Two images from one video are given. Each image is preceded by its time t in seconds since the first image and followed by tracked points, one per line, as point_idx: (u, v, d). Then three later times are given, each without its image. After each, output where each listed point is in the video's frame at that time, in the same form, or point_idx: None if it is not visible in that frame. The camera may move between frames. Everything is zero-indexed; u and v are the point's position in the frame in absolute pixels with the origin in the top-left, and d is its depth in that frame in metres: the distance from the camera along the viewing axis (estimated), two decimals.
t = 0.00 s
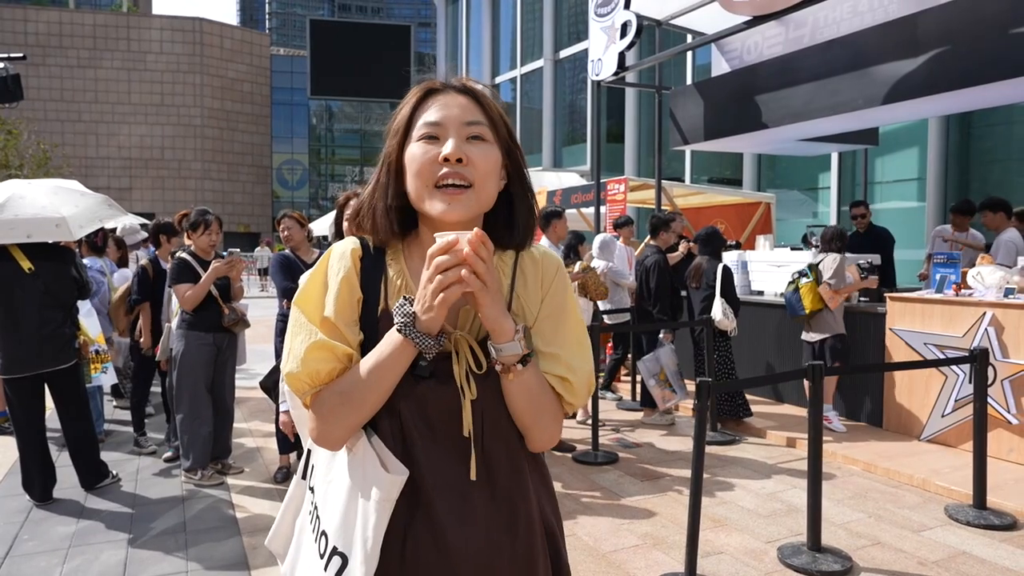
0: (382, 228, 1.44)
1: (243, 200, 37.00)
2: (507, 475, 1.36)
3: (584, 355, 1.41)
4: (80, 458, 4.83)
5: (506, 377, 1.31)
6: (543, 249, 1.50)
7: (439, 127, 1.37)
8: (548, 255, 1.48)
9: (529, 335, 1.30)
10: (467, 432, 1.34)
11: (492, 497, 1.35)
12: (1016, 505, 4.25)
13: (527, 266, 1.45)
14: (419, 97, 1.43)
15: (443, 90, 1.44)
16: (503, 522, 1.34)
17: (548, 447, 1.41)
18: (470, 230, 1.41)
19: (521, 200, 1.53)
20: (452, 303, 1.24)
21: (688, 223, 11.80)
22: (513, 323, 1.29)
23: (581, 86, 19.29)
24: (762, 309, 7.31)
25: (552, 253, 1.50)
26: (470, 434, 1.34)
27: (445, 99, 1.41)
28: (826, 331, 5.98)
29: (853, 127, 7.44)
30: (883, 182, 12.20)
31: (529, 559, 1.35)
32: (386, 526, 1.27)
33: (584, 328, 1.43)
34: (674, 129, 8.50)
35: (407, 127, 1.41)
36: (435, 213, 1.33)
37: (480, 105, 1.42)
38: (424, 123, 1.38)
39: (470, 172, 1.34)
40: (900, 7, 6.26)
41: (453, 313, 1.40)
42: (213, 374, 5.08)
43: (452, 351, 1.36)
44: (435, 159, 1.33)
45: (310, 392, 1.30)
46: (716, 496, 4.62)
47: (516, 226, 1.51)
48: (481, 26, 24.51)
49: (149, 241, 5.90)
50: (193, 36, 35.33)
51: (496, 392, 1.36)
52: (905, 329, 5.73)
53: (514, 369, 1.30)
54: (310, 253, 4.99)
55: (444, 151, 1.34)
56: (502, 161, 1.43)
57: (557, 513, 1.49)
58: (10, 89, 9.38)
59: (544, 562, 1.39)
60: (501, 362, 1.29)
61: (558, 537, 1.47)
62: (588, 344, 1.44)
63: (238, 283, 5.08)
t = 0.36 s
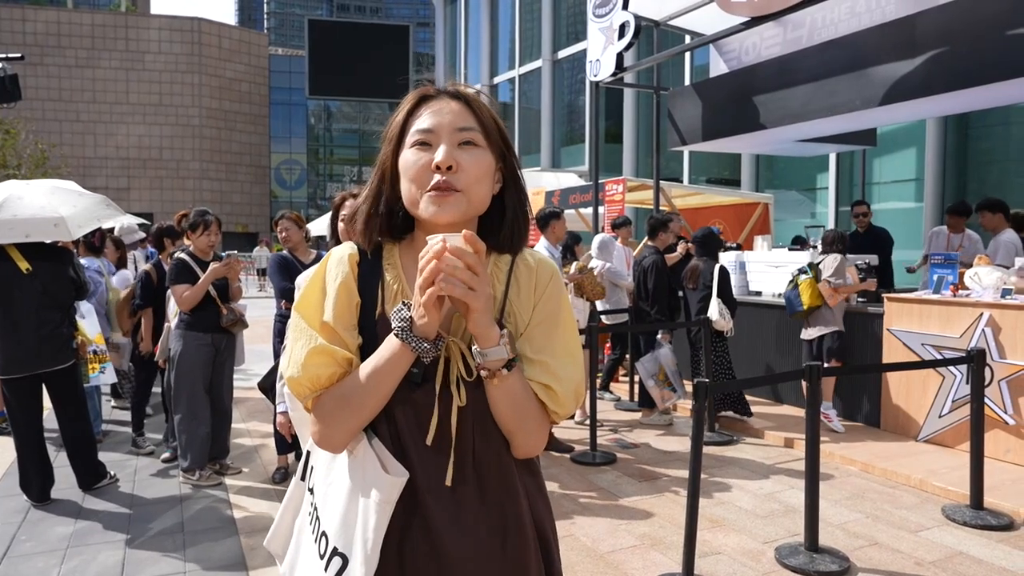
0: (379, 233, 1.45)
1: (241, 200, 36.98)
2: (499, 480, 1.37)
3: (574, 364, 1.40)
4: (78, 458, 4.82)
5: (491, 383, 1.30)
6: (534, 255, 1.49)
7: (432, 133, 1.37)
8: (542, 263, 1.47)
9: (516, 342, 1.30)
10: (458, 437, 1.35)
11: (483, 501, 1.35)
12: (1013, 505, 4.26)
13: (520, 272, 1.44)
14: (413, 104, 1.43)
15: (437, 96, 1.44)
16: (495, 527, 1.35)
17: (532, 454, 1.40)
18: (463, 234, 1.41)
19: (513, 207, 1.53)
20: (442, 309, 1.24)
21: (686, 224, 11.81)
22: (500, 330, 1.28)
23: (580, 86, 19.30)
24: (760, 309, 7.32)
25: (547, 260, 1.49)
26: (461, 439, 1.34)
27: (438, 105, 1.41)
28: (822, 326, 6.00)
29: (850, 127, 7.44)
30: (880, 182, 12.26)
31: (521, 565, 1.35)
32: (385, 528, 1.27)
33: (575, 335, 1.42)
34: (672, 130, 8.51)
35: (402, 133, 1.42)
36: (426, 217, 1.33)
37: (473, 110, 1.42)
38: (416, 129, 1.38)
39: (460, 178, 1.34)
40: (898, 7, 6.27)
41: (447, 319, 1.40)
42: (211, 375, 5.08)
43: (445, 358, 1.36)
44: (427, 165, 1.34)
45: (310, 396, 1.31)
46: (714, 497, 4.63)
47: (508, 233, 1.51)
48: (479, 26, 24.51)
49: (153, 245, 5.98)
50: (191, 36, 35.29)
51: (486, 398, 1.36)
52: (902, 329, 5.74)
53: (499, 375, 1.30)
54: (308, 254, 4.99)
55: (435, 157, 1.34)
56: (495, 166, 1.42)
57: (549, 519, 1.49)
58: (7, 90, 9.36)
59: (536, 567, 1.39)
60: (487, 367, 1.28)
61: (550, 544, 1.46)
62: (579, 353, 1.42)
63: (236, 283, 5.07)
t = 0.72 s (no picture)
0: (380, 234, 1.45)
1: (241, 200, 36.98)
2: (501, 480, 1.37)
3: (577, 362, 1.40)
4: (78, 458, 4.82)
5: (495, 383, 1.30)
6: (535, 254, 1.49)
7: (433, 133, 1.37)
8: (543, 261, 1.47)
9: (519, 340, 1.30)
10: (462, 436, 1.35)
11: (485, 500, 1.36)
12: (1013, 505, 4.25)
13: (521, 271, 1.44)
14: (412, 103, 1.43)
15: (436, 96, 1.44)
16: (497, 527, 1.35)
17: (536, 452, 1.40)
18: (465, 233, 1.41)
19: (512, 206, 1.53)
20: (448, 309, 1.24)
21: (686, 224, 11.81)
22: (503, 329, 1.28)
23: (580, 86, 19.30)
24: (760, 309, 7.32)
25: (548, 259, 1.49)
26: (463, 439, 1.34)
27: (439, 105, 1.41)
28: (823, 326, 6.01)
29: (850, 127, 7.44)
30: (880, 182, 12.28)
31: (522, 564, 1.35)
32: (389, 528, 1.27)
33: (577, 333, 1.42)
34: (672, 129, 8.50)
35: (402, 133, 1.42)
36: (430, 218, 1.33)
37: (473, 110, 1.42)
38: (417, 130, 1.38)
39: (462, 178, 1.33)
40: (898, 7, 6.28)
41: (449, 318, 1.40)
42: (211, 374, 5.07)
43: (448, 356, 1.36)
44: (430, 166, 1.34)
45: (313, 397, 1.31)
46: (714, 497, 4.63)
47: (508, 231, 1.51)
48: (479, 26, 24.52)
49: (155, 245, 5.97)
50: (191, 36, 35.27)
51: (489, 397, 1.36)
52: (902, 329, 5.73)
53: (502, 374, 1.29)
54: (308, 254, 4.99)
55: (437, 157, 1.34)
56: (496, 165, 1.42)
57: (549, 518, 1.50)
58: (7, 89, 9.35)
59: (537, 567, 1.39)
60: (490, 367, 1.28)
61: (550, 544, 1.47)
62: (581, 351, 1.42)
63: (237, 284, 5.08)
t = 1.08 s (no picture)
0: (380, 233, 1.44)
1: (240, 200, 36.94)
2: (500, 481, 1.36)
3: (577, 362, 1.39)
4: (75, 458, 4.81)
5: (494, 382, 1.29)
6: (535, 252, 1.48)
7: (433, 131, 1.36)
8: (544, 261, 1.46)
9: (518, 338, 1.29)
10: (460, 437, 1.34)
11: (484, 502, 1.34)
12: (1014, 505, 4.25)
13: (521, 270, 1.43)
14: (412, 100, 1.42)
15: (437, 92, 1.43)
16: (496, 530, 1.34)
17: (536, 453, 1.39)
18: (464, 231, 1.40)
19: (511, 205, 1.52)
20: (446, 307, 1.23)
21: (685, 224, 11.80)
22: (502, 327, 1.28)
23: (579, 85, 19.29)
24: (760, 308, 7.31)
25: (548, 258, 1.48)
26: (463, 440, 1.33)
27: (439, 101, 1.40)
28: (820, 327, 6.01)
29: (849, 127, 7.44)
30: (879, 181, 12.28)
31: (522, 566, 1.35)
32: (388, 531, 1.26)
33: (577, 334, 1.41)
34: (671, 129, 8.49)
35: (402, 131, 1.41)
36: (429, 216, 1.32)
37: (474, 109, 1.41)
38: (417, 127, 1.37)
39: (462, 177, 1.32)
40: (897, 7, 6.27)
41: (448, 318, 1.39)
42: (210, 374, 5.06)
43: (447, 357, 1.35)
44: (430, 165, 1.32)
45: (311, 398, 1.30)
46: (713, 497, 4.62)
47: (507, 231, 1.51)
48: (478, 26, 24.51)
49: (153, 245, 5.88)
50: (190, 35, 35.23)
51: (489, 398, 1.35)
52: (902, 329, 5.73)
53: (502, 373, 1.29)
54: (307, 254, 4.99)
55: (438, 156, 1.33)
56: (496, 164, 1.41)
57: (548, 519, 1.49)
58: (5, 89, 9.31)
59: (536, 569, 1.38)
60: (489, 366, 1.27)
61: (549, 545, 1.46)
62: (580, 351, 1.41)
63: (236, 283, 5.07)
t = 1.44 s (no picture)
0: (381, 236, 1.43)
1: (239, 200, 36.92)
2: (500, 477, 1.35)
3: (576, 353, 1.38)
4: (73, 459, 4.79)
5: (491, 361, 1.28)
6: (533, 249, 1.47)
7: (436, 149, 1.34)
8: (543, 257, 1.45)
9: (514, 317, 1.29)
10: (461, 435, 1.33)
11: (484, 501, 1.34)
12: (1013, 505, 4.24)
13: (520, 264, 1.42)
14: (414, 105, 1.37)
15: (439, 102, 1.37)
16: (495, 527, 1.33)
17: (532, 449, 1.36)
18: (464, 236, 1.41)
19: (510, 207, 1.51)
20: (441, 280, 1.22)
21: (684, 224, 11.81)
22: (498, 305, 1.28)
23: (578, 85, 19.28)
24: (760, 309, 7.30)
25: (547, 254, 1.48)
26: (464, 435, 1.32)
27: (439, 111, 1.36)
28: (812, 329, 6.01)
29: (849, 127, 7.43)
30: (879, 182, 12.29)
31: (521, 566, 1.34)
32: (388, 531, 1.25)
33: (576, 328, 1.40)
34: (670, 129, 8.49)
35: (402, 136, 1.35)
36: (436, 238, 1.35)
37: (474, 119, 1.38)
38: (419, 143, 1.35)
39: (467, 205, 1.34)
40: (896, 7, 6.26)
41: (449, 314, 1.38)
42: (208, 374, 5.05)
43: (448, 352, 1.34)
44: (434, 187, 1.33)
45: (312, 392, 1.29)
46: (712, 497, 4.61)
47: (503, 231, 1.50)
48: (477, 26, 24.52)
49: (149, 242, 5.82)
50: (189, 35, 35.20)
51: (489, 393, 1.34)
52: (901, 329, 5.72)
53: (499, 353, 1.27)
54: (307, 254, 4.98)
55: (441, 178, 1.33)
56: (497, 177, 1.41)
57: (549, 519, 1.48)
58: (3, 89, 9.29)
59: (537, 569, 1.37)
60: (486, 344, 1.26)
61: (550, 545, 1.44)
62: (580, 343, 1.41)
63: (235, 283, 5.06)
